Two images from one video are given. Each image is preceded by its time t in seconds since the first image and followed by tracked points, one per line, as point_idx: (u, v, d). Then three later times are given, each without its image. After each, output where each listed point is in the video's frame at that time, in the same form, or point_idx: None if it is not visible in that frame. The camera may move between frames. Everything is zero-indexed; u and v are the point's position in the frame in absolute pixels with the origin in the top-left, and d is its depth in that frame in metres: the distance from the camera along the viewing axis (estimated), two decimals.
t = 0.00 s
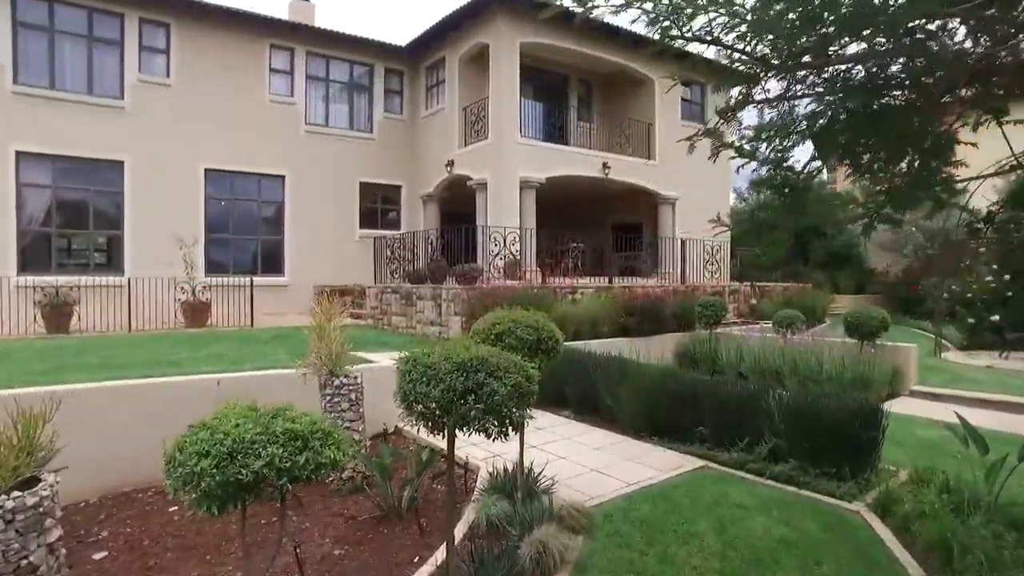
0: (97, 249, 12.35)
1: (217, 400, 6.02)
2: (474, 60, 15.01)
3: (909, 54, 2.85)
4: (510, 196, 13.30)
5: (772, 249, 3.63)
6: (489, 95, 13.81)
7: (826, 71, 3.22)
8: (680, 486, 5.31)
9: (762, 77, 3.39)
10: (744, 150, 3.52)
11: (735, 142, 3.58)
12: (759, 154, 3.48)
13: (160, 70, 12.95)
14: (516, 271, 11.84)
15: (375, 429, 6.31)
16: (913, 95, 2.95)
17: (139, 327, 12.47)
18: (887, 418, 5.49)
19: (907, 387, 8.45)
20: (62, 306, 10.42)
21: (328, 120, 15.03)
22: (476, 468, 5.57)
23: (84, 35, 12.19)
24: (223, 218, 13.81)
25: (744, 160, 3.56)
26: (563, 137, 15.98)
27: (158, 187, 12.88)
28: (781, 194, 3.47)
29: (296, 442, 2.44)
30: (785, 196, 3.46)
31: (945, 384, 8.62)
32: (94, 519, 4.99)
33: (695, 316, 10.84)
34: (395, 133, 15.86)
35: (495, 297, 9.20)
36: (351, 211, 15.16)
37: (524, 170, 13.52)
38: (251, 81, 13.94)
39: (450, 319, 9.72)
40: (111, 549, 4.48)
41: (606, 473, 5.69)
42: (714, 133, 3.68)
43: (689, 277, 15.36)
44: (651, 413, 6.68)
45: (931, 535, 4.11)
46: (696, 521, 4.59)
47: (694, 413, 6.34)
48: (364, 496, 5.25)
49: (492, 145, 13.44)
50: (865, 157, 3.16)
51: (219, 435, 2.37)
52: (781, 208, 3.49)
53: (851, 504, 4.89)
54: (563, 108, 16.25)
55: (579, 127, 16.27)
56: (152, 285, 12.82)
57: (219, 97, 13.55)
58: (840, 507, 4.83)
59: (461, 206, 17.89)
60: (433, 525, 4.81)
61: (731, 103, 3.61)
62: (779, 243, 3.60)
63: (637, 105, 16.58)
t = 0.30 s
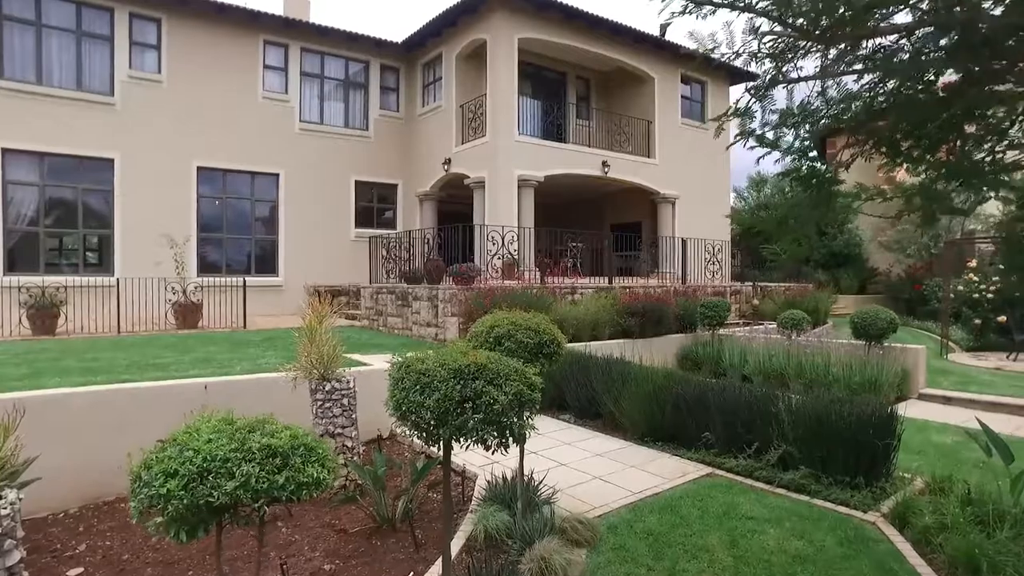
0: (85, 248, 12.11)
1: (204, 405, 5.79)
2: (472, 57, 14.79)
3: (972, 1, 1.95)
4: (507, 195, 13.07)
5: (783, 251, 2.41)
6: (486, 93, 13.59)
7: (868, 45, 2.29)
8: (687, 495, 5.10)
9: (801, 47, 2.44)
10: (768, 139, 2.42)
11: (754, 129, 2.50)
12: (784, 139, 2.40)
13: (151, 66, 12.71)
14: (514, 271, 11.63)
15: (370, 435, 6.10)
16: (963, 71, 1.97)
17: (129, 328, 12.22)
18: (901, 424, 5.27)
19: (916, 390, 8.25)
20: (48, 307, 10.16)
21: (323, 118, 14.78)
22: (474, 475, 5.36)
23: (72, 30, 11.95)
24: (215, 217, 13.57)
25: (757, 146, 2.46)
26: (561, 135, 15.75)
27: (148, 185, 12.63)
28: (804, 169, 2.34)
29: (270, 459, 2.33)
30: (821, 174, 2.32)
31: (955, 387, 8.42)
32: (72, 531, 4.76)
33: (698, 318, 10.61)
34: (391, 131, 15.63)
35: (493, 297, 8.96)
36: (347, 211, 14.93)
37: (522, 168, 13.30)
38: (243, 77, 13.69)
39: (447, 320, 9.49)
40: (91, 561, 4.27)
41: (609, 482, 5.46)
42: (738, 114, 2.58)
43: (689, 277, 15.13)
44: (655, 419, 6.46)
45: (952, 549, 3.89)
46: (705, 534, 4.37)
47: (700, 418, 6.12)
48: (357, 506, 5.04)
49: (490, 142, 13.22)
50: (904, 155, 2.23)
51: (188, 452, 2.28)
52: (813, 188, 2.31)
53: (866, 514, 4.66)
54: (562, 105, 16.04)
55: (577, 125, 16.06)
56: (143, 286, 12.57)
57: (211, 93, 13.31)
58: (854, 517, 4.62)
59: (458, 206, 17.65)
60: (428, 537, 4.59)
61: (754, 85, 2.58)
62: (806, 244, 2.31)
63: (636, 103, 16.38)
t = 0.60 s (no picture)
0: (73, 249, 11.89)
1: (189, 411, 5.56)
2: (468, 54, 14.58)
3: None
4: (504, 194, 12.86)
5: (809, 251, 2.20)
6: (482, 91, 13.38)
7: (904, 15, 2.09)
8: (692, 504, 4.89)
9: (833, 22, 2.27)
10: (786, 130, 2.29)
11: (775, 115, 2.33)
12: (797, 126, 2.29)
13: (141, 62, 12.48)
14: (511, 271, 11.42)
15: (361, 441, 5.89)
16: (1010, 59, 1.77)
17: (118, 329, 11.99)
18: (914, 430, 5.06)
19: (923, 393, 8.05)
20: (33, 308, 9.93)
21: (317, 116, 14.57)
22: (469, 484, 5.15)
23: (60, 25, 11.73)
24: (207, 216, 13.34)
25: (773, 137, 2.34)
26: (558, 134, 15.55)
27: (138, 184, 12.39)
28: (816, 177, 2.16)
29: (241, 482, 2.28)
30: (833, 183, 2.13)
31: (963, 390, 8.22)
32: (48, 544, 4.55)
33: (699, 319, 10.41)
34: (387, 129, 15.42)
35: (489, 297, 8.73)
36: (341, 210, 14.71)
37: (519, 167, 13.09)
38: (235, 74, 13.46)
39: (442, 321, 9.28)
40: None
41: (609, 491, 5.25)
42: (767, 94, 2.38)
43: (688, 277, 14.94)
44: (657, 424, 6.26)
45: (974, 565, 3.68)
46: (711, 547, 4.16)
47: (703, 423, 5.92)
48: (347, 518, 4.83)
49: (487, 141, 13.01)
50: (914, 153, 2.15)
51: (147, 475, 2.20)
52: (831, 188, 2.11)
53: (878, 524, 4.46)
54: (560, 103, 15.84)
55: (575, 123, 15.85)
56: (132, 287, 12.33)
57: (203, 90, 13.08)
58: (866, 528, 4.41)
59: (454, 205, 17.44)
60: (421, 550, 4.37)
61: (783, 62, 2.40)
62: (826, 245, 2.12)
63: (635, 101, 16.17)
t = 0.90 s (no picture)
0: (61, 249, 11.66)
1: (171, 417, 5.33)
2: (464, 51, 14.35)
3: None
4: (501, 192, 12.65)
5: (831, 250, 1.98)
6: (479, 88, 13.16)
7: None
8: (695, 517, 4.67)
9: None
10: (807, 116, 2.10)
11: (794, 102, 2.13)
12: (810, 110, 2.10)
13: (130, 59, 12.24)
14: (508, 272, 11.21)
15: (351, 449, 5.67)
16: None
17: (106, 332, 11.75)
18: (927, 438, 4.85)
19: (930, 397, 7.85)
20: (18, 311, 9.70)
21: (310, 114, 14.34)
22: (463, 494, 4.93)
23: (46, 20, 11.48)
24: (198, 216, 13.11)
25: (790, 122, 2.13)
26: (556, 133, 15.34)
27: (127, 183, 12.14)
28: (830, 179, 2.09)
29: (195, 510, 2.40)
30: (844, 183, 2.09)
31: (971, 394, 8.01)
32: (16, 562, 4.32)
33: (700, 321, 10.20)
34: (381, 128, 15.19)
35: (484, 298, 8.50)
36: (336, 210, 14.49)
37: (516, 165, 12.87)
38: (227, 71, 13.22)
39: (437, 323, 9.06)
40: None
41: (608, 501, 5.03)
42: (799, 67, 2.17)
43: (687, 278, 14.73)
44: (658, 429, 6.05)
45: None
46: (717, 564, 3.94)
47: (706, 430, 5.71)
48: (333, 531, 4.61)
49: (483, 139, 12.79)
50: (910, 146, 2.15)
51: (87, 505, 2.35)
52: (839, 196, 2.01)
53: (891, 539, 4.24)
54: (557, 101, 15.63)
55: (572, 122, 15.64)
56: (121, 288, 12.09)
57: (194, 88, 12.84)
58: (879, 543, 4.18)
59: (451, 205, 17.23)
60: (411, 565, 4.15)
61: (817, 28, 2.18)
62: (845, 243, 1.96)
63: (633, 99, 15.96)
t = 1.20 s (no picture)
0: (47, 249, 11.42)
1: (152, 424, 5.09)
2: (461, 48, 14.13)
3: None
4: (498, 191, 12.42)
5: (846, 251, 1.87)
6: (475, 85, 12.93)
7: None
8: (700, 531, 4.44)
9: None
10: (835, 101, 1.94)
11: (823, 84, 1.94)
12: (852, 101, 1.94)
13: (119, 55, 12.00)
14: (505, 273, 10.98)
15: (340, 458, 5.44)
16: None
17: (94, 333, 11.51)
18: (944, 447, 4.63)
19: (939, 401, 7.63)
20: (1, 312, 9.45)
21: (304, 112, 14.11)
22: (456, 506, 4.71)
23: (32, 15, 11.24)
24: (190, 215, 12.87)
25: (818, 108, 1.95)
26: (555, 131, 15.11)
27: (116, 182, 11.90)
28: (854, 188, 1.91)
29: (138, 552, 2.21)
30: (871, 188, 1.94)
31: (980, 398, 7.80)
32: None
33: (701, 322, 9.97)
34: (377, 126, 14.95)
35: (479, 298, 8.25)
36: (330, 209, 14.26)
37: (513, 164, 12.64)
38: (219, 67, 12.97)
39: (432, 325, 8.83)
40: None
41: (609, 513, 4.81)
42: (853, 28, 1.94)
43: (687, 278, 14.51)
44: (660, 437, 5.82)
45: None
46: None
47: (710, 438, 5.47)
48: (319, 546, 4.38)
49: (480, 137, 12.56)
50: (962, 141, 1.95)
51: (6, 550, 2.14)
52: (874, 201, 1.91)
53: (908, 555, 4.01)
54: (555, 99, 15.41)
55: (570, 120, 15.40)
56: (110, 289, 11.84)
57: (185, 85, 12.60)
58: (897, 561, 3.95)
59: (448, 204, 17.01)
60: None
61: None
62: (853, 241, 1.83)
63: (633, 96, 15.75)
